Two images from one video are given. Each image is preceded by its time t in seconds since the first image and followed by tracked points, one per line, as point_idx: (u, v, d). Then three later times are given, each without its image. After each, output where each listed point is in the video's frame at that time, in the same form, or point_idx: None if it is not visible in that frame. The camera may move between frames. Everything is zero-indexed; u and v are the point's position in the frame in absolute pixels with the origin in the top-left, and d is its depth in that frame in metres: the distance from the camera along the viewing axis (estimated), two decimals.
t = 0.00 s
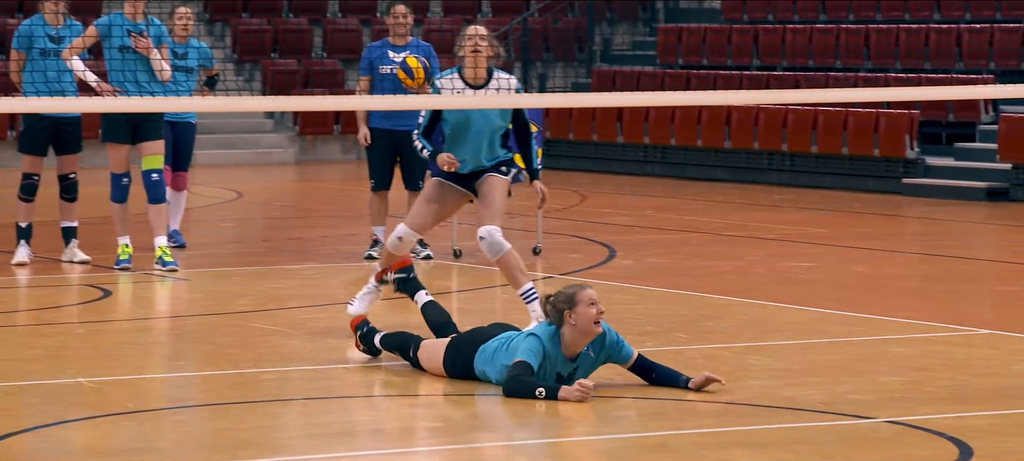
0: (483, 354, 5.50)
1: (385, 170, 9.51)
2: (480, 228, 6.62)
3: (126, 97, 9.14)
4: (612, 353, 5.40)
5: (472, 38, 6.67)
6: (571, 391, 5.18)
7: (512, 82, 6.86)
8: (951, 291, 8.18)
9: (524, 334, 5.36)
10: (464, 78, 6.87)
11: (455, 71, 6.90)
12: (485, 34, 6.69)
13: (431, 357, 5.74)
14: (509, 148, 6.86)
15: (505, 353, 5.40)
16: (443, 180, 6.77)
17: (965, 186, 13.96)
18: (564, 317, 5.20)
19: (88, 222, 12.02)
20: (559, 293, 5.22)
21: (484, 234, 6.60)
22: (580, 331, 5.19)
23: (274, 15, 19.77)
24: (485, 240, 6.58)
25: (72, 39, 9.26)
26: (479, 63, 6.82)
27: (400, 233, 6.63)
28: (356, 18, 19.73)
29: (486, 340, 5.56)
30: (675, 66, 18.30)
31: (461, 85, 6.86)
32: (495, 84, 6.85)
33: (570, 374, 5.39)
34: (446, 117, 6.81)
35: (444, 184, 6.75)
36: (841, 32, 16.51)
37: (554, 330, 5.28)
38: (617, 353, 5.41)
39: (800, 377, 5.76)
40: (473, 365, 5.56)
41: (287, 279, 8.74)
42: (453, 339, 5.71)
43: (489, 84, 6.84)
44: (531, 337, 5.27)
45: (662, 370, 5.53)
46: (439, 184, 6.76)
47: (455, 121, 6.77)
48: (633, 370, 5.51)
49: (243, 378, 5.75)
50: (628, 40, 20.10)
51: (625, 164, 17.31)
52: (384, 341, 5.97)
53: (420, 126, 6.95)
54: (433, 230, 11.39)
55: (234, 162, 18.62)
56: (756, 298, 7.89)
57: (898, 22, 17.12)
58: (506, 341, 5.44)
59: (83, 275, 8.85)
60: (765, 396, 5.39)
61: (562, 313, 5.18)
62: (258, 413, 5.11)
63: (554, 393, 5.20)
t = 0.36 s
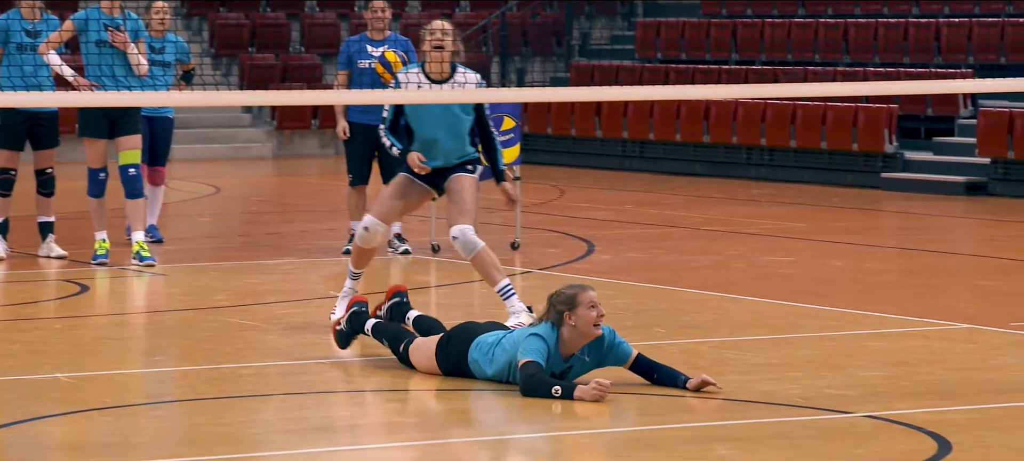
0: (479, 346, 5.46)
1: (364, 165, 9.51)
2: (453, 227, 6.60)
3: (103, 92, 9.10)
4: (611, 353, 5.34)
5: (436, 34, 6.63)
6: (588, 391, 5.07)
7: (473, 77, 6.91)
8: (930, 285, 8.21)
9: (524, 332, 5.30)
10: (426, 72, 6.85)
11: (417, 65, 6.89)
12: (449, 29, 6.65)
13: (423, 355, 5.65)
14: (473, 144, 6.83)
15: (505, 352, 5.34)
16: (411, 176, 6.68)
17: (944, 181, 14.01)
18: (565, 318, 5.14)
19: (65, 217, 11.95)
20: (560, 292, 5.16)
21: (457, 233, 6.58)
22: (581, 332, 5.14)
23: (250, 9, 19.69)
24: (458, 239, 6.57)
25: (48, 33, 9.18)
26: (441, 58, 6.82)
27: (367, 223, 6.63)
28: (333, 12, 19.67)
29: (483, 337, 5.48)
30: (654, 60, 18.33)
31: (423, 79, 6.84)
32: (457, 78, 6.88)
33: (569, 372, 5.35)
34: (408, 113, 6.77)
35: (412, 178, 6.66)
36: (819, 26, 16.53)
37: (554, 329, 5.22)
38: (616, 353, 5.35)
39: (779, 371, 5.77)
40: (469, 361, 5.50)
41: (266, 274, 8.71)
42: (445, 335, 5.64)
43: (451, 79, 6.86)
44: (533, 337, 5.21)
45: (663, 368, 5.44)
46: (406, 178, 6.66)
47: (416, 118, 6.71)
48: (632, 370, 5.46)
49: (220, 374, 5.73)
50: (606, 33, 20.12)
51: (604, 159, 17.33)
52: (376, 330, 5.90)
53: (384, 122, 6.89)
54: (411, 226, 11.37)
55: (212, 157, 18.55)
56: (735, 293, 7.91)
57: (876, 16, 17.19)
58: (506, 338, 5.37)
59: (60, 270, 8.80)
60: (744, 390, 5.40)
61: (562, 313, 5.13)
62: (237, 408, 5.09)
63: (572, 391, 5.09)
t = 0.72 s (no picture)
0: (474, 345, 5.41)
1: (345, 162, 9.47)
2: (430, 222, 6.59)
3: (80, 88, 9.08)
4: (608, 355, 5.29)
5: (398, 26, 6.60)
6: (601, 389, 5.04)
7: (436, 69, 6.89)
8: (909, 280, 8.23)
9: (520, 331, 5.25)
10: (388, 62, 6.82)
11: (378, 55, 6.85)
12: (412, 22, 6.61)
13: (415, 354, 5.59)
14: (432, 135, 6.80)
15: (502, 350, 5.29)
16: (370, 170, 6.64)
17: (923, 176, 14.07)
18: (562, 318, 5.09)
19: (41, 213, 11.88)
20: (557, 292, 5.10)
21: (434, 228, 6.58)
22: (579, 332, 5.09)
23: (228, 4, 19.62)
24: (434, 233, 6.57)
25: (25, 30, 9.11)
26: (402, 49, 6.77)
27: (335, 222, 6.64)
28: (312, 8, 19.62)
29: (478, 336, 5.43)
30: (633, 55, 18.35)
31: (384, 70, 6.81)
32: (419, 69, 6.87)
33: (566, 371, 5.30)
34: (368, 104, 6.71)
35: (372, 171, 6.64)
36: (798, 21, 16.58)
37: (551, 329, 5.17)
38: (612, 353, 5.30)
39: (758, 367, 5.79)
40: (465, 359, 5.44)
41: (244, 271, 8.68)
42: (435, 334, 5.57)
43: (413, 71, 6.85)
44: (533, 336, 5.15)
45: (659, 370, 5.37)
46: (366, 171, 6.64)
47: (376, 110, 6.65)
48: (627, 371, 5.38)
49: (198, 370, 5.70)
50: (585, 29, 20.13)
51: (582, 154, 17.33)
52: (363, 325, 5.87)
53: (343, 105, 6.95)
54: (390, 222, 11.36)
55: (190, 153, 18.48)
56: (714, 288, 7.92)
57: (855, 12, 17.24)
58: (503, 336, 5.32)
59: (37, 267, 8.75)
60: (723, 386, 5.41)
61: (560, 313, 5.08)
62: (216, 405, 5.07)
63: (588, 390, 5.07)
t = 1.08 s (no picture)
0: (468, 345, 5.37)
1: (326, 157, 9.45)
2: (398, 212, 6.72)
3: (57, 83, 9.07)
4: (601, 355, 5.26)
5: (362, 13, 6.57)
6: (613, 387, 5.02)
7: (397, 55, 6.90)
8: (889, 276, 8.26)
9: (514, 331, 5.24)
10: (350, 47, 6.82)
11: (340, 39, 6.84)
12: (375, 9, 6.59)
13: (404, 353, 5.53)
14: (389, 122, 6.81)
15: (497, 350, 5.26)
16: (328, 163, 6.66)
17: (903, 172, 14.11)
18: (559, 318, 5.08)
19: (17, 209, 11.81)
20: (552, 291, 5.10)
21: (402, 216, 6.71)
22: (575, 332, 5.09)
23: None
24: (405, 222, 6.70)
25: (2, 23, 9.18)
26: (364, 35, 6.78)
27: (306, 222, 6.62)
28: (290, 3, 19.57)
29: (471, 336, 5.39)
30: (611, 50, 18.34)
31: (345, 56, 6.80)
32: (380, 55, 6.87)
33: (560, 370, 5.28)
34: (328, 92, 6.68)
35: (332, 165, 6.65)
36: (777, 16, 16.61)
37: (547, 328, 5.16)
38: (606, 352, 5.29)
39: (739, 363, 5.79)
40: (459, 360, 5.40)
41: (222, 266, 8.65)
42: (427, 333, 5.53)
43: (375, 58, 6.85)
44: (529, 336, 5.14)
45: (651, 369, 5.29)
46: (325, 166, 6.65)
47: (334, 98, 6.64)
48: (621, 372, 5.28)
49: (176, 367, 5.67)
50: (564, 24, 20.12)
51: (561, 150, 17.33)
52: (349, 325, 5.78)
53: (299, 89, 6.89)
54: (369, 218, 11.33)
55: (168, 149, 18.41)
56: (693, 284, 7.93)
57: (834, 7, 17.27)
58: (498, 336, 5.29)
59: (14, 263, 8.70)
60: (704, 382, 5.41)
61: (555, 313, 5.08)
62: (195, 401, 5.05)
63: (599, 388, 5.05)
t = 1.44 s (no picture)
0: (461, 342, 5.36)
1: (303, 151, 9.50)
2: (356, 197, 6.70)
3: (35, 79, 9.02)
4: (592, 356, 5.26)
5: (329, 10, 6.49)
6: (622, 384, 5.03)
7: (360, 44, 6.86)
8: (868, 272, 8.29)
9: (508, 331, 5.22)
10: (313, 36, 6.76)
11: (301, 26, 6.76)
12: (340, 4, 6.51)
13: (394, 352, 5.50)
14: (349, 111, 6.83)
15: (491, 349, 5.24)
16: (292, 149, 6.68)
17: (884, 167, 14.15)
18: (554, 319, 5.06)
19: None
20: (547, 292, 5.07)
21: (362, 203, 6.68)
22: (570, 333, 5.07)
23: None
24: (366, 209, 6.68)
25: None
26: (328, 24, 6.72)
27: (282, 210, 6.65)
28: None
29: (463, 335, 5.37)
30: (591, 46, 18.35)
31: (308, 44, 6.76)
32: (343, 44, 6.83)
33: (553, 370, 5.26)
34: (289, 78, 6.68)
35: (293, 152, 6.68)
36: (758, 12, 16.63)
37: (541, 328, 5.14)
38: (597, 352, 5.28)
39: (718, 359, 5.80)
40: (451, 358, 5.38)
41: (201, 263, 8.61)
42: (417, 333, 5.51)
43: (337, 46, 6.81)
44: (523, 336, 5.13)
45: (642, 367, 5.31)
46: (286, 153, 6.68)
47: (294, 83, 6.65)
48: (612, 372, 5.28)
49: (154, 363, 5.65)
50: (544, 20, 20.11)
51: (542, 146, 17.31)
52: (337, 324, 5.71)
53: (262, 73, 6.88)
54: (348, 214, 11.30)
55: (146, 145, 18.31)
56: (673, 280, 7.94)
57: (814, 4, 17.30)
58: (491, 335, 5.28)
59: None
60: (684, 378, 5.42)
61: (550, 314, 5.05)
62: (173, 398, 5.02)
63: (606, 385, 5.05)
